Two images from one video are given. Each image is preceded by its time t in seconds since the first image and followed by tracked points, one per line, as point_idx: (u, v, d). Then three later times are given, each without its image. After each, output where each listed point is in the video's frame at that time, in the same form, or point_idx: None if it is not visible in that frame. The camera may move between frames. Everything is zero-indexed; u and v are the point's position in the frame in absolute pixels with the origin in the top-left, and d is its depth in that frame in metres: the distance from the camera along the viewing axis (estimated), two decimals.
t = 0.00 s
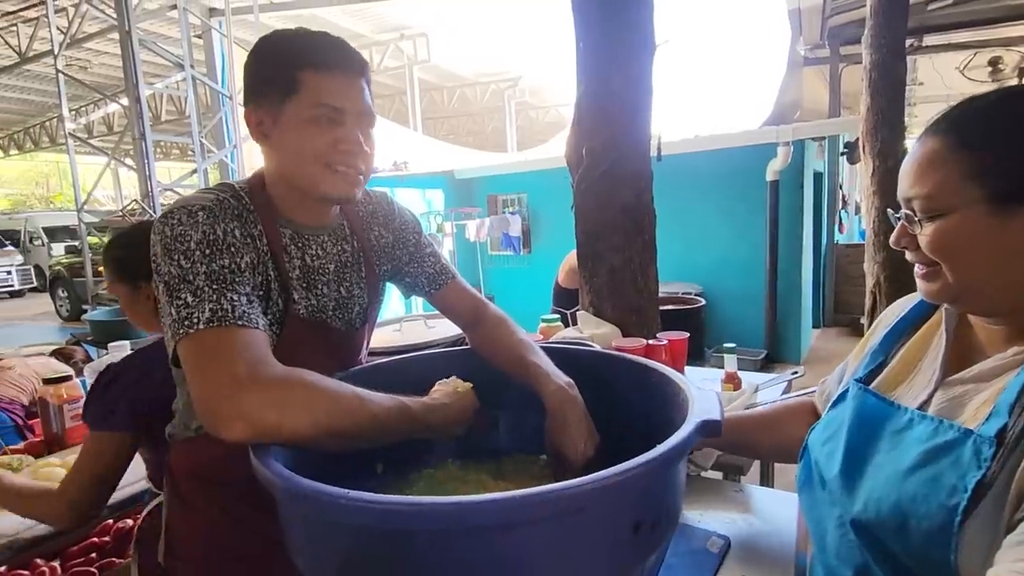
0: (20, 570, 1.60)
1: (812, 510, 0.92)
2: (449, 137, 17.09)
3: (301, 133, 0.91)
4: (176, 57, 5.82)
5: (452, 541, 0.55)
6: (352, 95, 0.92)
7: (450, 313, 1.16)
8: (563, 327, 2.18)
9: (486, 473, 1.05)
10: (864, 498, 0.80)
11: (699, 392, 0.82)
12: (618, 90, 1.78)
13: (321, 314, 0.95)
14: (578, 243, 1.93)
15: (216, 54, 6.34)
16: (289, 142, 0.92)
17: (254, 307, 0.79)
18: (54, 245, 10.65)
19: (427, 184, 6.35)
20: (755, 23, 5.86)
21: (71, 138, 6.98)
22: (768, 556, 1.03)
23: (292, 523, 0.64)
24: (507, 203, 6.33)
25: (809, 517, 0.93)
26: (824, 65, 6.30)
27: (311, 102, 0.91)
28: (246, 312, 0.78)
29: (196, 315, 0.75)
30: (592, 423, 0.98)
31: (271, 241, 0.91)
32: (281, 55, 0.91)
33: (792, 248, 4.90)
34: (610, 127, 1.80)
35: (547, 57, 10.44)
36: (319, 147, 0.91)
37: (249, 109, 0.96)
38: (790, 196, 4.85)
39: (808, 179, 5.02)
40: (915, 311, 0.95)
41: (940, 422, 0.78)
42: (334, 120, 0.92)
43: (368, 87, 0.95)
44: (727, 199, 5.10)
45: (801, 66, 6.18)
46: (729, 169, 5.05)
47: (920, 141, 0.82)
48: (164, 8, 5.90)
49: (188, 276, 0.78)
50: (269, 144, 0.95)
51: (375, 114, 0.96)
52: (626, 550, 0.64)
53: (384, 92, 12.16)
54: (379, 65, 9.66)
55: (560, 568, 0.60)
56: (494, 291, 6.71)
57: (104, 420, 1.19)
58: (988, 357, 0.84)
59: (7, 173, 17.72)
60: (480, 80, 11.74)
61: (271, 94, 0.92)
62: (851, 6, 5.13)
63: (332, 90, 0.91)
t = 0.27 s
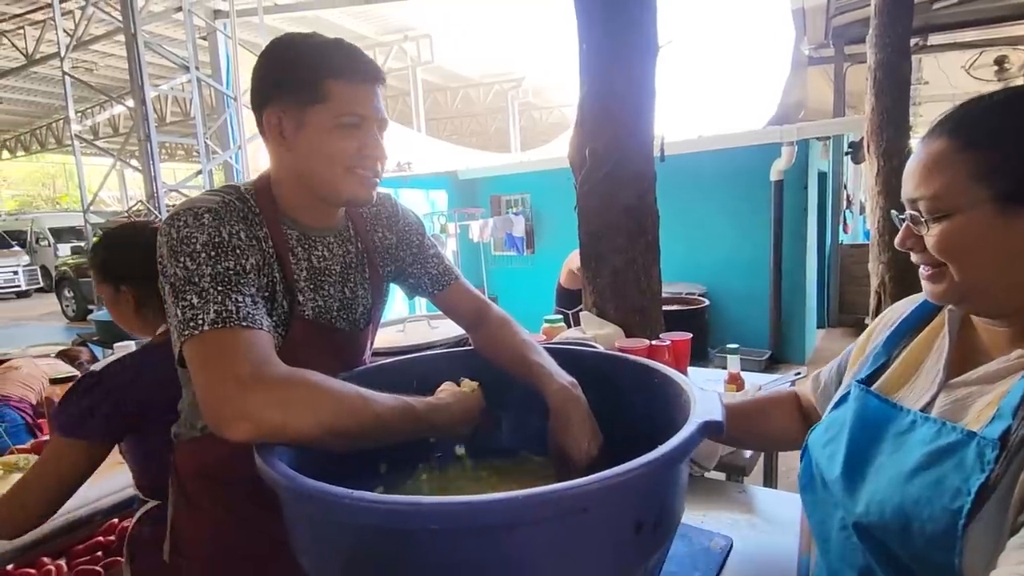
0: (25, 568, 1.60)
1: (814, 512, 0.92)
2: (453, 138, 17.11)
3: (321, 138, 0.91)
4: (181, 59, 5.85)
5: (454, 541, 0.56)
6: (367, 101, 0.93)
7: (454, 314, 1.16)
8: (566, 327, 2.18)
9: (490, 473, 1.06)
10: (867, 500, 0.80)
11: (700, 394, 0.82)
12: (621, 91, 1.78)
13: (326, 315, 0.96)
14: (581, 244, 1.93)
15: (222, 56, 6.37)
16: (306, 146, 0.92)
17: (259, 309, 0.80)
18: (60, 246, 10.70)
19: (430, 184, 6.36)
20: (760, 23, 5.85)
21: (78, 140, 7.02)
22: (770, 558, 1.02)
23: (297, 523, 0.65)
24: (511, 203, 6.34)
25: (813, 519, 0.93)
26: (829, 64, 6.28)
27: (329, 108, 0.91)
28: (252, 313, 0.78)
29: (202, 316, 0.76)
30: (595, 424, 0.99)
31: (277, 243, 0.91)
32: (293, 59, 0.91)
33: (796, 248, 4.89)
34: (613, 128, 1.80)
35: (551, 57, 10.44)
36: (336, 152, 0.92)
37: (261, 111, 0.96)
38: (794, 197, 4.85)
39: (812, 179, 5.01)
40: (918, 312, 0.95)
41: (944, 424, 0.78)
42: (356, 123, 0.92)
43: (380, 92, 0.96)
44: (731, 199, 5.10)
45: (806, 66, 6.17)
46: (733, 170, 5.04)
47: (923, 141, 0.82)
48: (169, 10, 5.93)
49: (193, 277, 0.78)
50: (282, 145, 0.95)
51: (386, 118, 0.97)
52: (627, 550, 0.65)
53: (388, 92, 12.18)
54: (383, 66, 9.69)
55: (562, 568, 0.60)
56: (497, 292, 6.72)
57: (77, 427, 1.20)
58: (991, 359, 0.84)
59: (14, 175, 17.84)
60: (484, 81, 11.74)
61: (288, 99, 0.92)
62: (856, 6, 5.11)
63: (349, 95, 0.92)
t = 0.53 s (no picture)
0: (26, 569, 1.60)
1: (815, 514, 0.92)
2: (453, 138, 17.12)
3: (306, 136, 0.92)
4: (181, 60, 5.85)
5: (453, 544, 0.56)
6: (355, 97, 0.94)
7: (453, 315, 1.16)
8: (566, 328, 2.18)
9: (491, 474, 1.06)
10: (868, 503, 0.80)
11: (698, 396, 0.82)
12: (620, 92, 1.78)
13: (324, 316, 0.96)
14: (581, 246, 1.93)
15: (222, 57, 6.37)
16: (291, 143, 0.93)
17: (259, 309, 0.80)
18: (61, 247, 10.72)
19: (431, 185, 6.37)
20: (760, 23, 5.85)
21: (79, 141, 7.03)
22: (768, 561, 1.02)
23: (295, 526, 0.65)
24: (512, 203, 6.34)
25: (813, 522, 0.92)
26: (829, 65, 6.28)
27: (309, 104, 0.92)
28: (251, 313, 0.78)
29: (201, 317, 0.76)
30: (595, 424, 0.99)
31: (276, 244, 0.92)
32: (292, 58, 0.92)
33: (797, 249, 4.89)
34: (612, 128, 1.80)
35: (551, 58, 10.45)
36: (316, 148, 0.92)
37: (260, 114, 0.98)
38: (794, 197, 4.84)
39: (813, 180, 5.01)
40: (918, 312, 0.95)
41: (944, 427, 0.78)
42: (333, 119, 0.93)
43: (372, 89, 0.97)
44: (731, 200, 5.10)
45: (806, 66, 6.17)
46: (733, 170, 5.05)
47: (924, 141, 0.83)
48: (170, 11, 5.93)
49: (193, 278, 0.79)
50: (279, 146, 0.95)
51: (378, 114, 0.99)
52: (625, 552, 0.65)
53: (388, 93, 12.19)
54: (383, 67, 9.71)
55: (560, 570, 0.60)
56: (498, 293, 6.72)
57: (75, 432, 1.17)
58: (993, 362, 0.84)
59: (15, 176, 17.84)
60: (485, 81, 11.75)
61: (274, 101, 0.94)
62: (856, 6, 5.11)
63: (338, 92, 0.93)
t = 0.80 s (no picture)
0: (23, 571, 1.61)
1: (811, 513, 0.93)
2: (451, 139, 17.13)
3: (295, 142, 0.93)
4: (179, 61, 5.85)
5: (447, 545, 0.56)
6: (346, 102, 0.94)
7: (448, 316, 1.17)
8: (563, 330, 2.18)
9: (487, 475, 1.06)
10: (861, 505, 0.80)
11: (690, 398, 0.83)
12: (615, 94, 1.79)
13: (316, 318, 0.97)
14: (578, 247, 1.93)
15: (219, 58, 6.37)
16: (281, 149, 0.94)
17: (254, 311, 0.80)
18: (58, 248, 10.70)
19: (429, 186, 6.37)
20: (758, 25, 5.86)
21: (76, 142, 7.02)
22: (762, 563, 1.03)
23: (288, 527, 0.65)
24: (510, 204, 6.35)
25: (810, 526, 0.93)
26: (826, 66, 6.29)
27: (298, 109, 0.93)
28: (245, 315, 0.78)
29: (196, 320, 0.76)
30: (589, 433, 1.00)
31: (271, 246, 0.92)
32: (289, 64, 0.93)
33: (794, 250, 4.90)
34: (608, 130, 1.81)
35: (550, 59, 10.46)
36: (303, 152, 0.93)
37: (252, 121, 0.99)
38: (792, 198, 4.85)
39: (810, 181, 5.02)
40: (914, 314, 0.96)
41: (939, 430, 0.78)
42: (317, 125, 0.94)
43: (364, 96, 0.97)
44: (729, 201, 5.11)
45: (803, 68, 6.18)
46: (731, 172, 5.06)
47: (912, 150, 0.83)
48: (167, 12, 5.93)
49: (189, 281, 0.79)
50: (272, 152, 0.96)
51: (367, 120, 0.99)
52: (618, 553, 0.65)
53: (387, 94, 12.20)
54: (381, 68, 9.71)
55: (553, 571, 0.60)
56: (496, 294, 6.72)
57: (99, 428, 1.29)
58: (990, 365, 0.85)
59: (12, 178, 17.80)
60: (483, 82, 11.76)
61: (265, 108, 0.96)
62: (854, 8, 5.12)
63: (330, 99, 0.93)
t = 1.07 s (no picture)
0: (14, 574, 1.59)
1: (807, 511, 0.93)
2: (446, 140, 17.12)
3: (296, 154, 0.91)
4: (171, 60, 5.82)
5: (443, 546, 0.56)
6: (349, 117, 0.93)
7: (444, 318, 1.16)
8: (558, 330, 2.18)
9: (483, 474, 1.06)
10: (856, 504, 0.80)
11: (686, 398, 0.83)
12: (611, 94, 1.79)
13: (312, 321, 0.96)
14: (573, 248, 1.93)
15: (212, 58, 6.34)
16: (283, 160, 0.92)
17: (259, 309, 0.79)
18: (49, 249, 10.63)
19: (424, 187, 6.37)
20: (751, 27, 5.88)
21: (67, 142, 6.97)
22: (757, 561, 1.03)
23: (284, 528, 0.65)
24: (505, 205, 6.35)
25: (807, 528, 0.93)
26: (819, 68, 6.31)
27: (301, 122, 0.91)
28: (250, 313, 0.77)
29: (199, 315, 0.74)
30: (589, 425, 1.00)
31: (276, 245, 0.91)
32: (296, 75, 0.91)
33: (788, 250, 4.91)
34: (603, 130, 1.81)
35: (544, 59, 10.47)
36: (304, 167, 0.91)
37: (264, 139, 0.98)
38: (786, 199, 4.87)
39: (804, 182, 5.04)
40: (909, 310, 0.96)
41: (936, 430, 0.78)
42: (319, 138, 0.92)
43: (372, 112, 0.96)
44: (724, 201, 5.12)
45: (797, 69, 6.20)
46: (726, 171, 5.07)
47: (915, 148, 0.83)
48: (160, 12, 5.90)
49: (197, 275, 0.78)
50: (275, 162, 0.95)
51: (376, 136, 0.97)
52: (612, 553, 0.65)
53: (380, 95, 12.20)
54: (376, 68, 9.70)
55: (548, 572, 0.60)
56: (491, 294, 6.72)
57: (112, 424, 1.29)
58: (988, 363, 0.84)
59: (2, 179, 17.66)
60: (478, 83, 11.76)
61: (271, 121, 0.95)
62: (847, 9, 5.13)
63: (330, 114, 0.92)
